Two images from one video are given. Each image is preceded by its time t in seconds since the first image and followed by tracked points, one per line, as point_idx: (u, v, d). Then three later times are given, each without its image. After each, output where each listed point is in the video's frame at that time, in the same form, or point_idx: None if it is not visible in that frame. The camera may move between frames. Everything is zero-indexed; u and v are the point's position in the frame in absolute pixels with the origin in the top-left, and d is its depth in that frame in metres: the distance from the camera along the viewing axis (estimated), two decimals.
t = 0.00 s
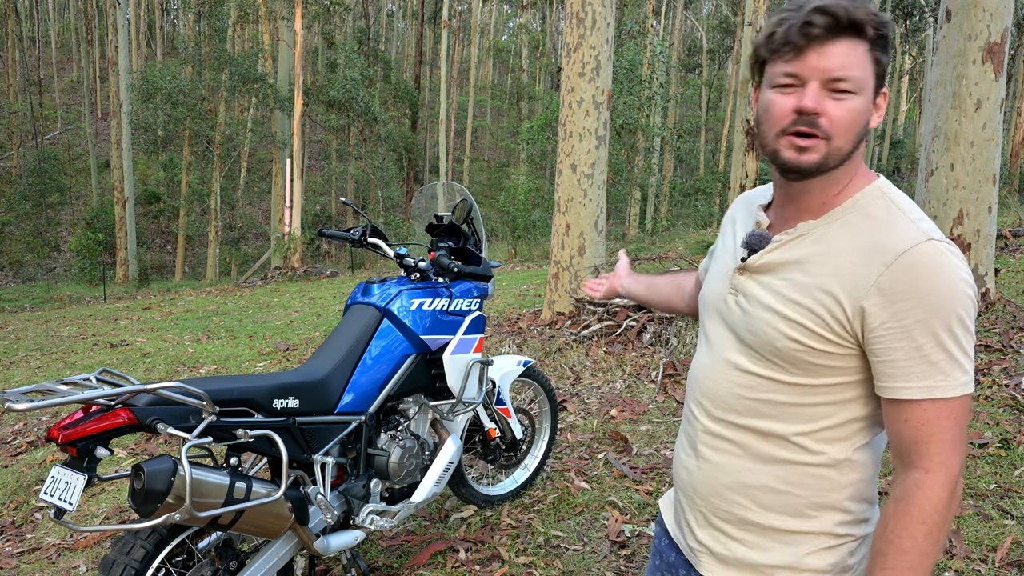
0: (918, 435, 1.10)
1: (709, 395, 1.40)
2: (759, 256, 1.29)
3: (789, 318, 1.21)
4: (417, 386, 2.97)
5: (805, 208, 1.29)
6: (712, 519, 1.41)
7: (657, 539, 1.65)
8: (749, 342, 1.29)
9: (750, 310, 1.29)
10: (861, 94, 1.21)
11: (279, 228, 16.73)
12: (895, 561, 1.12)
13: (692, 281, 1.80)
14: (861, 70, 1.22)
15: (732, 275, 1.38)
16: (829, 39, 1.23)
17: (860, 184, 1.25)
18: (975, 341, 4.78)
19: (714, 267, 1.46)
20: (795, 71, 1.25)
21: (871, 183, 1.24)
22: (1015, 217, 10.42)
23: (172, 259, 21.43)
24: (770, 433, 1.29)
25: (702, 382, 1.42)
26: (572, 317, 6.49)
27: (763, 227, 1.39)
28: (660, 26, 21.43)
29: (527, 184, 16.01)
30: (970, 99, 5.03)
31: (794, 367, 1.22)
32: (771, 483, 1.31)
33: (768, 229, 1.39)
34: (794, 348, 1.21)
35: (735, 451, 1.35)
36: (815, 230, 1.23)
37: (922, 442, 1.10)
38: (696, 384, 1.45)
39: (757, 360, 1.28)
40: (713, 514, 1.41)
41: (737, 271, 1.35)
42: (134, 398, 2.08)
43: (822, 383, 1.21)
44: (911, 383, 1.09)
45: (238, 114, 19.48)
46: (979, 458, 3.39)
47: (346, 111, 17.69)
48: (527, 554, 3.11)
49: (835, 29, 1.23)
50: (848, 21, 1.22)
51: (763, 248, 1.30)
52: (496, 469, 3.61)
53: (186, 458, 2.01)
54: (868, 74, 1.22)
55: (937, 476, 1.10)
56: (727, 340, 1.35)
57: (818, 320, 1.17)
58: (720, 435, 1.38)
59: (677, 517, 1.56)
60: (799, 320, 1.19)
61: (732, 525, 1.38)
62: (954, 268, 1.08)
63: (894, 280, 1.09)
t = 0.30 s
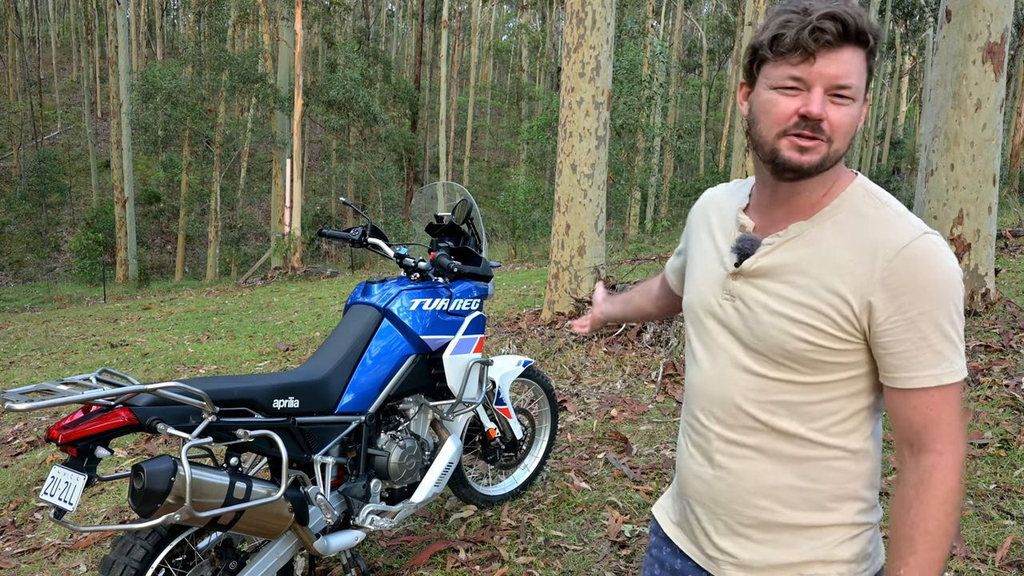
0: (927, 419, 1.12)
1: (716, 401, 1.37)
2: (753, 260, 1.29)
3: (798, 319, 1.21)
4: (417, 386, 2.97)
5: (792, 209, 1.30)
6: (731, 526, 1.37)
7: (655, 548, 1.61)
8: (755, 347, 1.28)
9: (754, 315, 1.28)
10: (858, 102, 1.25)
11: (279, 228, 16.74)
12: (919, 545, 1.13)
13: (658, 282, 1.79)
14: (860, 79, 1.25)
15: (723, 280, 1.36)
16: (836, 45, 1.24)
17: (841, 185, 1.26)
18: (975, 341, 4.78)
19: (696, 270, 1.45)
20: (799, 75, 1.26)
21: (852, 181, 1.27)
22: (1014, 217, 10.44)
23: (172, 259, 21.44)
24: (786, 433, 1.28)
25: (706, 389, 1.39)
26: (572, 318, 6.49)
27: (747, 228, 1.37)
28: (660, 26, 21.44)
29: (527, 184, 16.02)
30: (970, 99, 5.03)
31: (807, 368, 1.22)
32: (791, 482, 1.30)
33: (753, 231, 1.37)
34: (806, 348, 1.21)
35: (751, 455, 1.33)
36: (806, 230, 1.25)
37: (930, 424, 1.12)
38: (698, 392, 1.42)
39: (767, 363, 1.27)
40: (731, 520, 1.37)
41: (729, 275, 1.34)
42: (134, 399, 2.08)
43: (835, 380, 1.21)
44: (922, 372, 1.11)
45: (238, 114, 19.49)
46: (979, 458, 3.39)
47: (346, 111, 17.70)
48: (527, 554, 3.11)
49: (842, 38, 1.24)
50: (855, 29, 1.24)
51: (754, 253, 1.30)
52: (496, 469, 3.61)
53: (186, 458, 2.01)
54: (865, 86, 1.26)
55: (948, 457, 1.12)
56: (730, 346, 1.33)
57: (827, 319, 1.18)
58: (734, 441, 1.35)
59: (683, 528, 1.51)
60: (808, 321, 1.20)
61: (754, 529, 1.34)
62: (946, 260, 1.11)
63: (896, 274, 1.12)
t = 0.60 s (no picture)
0: (917, 393, 1.17)
1: (718, 387, 1.35)
2: (753, 247, 1.29)
3: (803, 300, 1.22)
4: (417, 386, 2.97)
5: (782, 196, 1.31)
6: (733, 509, 1.35)
7: (649, 539, 1.58)
8: (758, 330, 1.28)
9: (757, 300, 1.27)
10: (838, 93, 1.27)
11: (279, 228, 16.74)
12: (915, 512, 1.17)
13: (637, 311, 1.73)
14: (839, 73, 1.28)
15: (719, 269, 1.35)
16: (815, 40, 1.27)
17: (828, 174, 1.29)
18: (975, 341, 4.78)
19: (687, 259, 1.44)
20: (782, 68, 1.28)
21: (837, 170, 1.29)
22: (1014, 217, 10.43)
23: (172, 259, 21.43)
24: (789, 414, 1.28)
25: (705, 376, 1.37)
26: (572, 318, 6.50)
27: (739, 217, 1.37)
28: (660, 26, 21.44)
29: (527, 184, 16.01)
30: (970, 99, 5.04)
31: (809, 348, 1.24)
32: (794, 463, 1.29)
33: (745, 220, 1.37)
34: (810, 329, 1.22)
35: (754, 438, 1.31)
36: (802, 215, 1.26)
37: (922, 398, 1.17)
38: (695, 377, 1.39)
39: (771, 346, 1.27)
40: (733, 505, 1.35)
41: (727, 262, 1.34)
42: (134, 399, 2.08)
43: (836, 360, 1.24)
44: (917, 346, 1.16)
45: (238, 114, 19.49)
46: (979, 459, 3.38)
47: (346, 111, 17.70)
48: (527, 554, 3.11)
49: (822, 32, 1.27)
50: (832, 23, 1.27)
51: (754, 241, 1.30)
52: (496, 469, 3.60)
53: (186, 458, 2.01)
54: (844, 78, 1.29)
55: (938, 428, 1.17)
56: (733, 331, 1.32)
57: (828, 300, 1.20)
58: (737, 425, 1.33)
59: (676, 517, 1.48)
60: (813, 302, 1.21)
61: (756, 514, 1.33)
62: (936, 243, 1.17)
63: (892, 254, 1.16)
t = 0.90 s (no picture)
0: (906, 376, 1.19)
1: (715, 376, 1.35)
2: (748, 239, 1.30)
3: (800, 289, 1.23)
4: (417, 387, 2.97)
5: (778, 191, 1.32)
6: (730, 498, 1.35)
7: (650, 535, 1.57)
8: (755, 320, 1.28)
9: (752, 290, 1.28)
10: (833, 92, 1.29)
11: (279, 228, 16.73)
12: (903, 488, 1.17)
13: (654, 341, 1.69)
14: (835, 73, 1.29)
15: (715, 263, 1.35)
16: (813, 38, 1.28)
17: (819, 170, 1.31)
18: (975, 341, 4.78)
19: (683, 255, 1.43)
20: (782, 65, 1.29)
21: (828, 167, 1.31)
22: (1014, 217, 10.43)
23: (172, 259, 21.43)
24: (786, 402, 1.28)
25: (702, 364, 1.36)
26: (572, 317, 6.50)
27: (734, 212, 1.37)
28: (660, 26, 21.45)
29: (527, 184, 16.02)
30: (970, 99, 5.04)
31: (803, 336, 1.25)
32: (789, 450, 1.30)
33: (741, 214, 1.37)
34: (806, 317, 1.23)
35: (751, 427, 1.31)
36: (796, 210, 1.28)
37: (910, 380, 1.18)
38: (691, 367, 1.39)
39: (767, 334, 1.27)
40: (731, 493, 1.35)
41: (722, 255, 1.34)
42: (134, 398, 2.08)
43: (831, 346, 1.24)
44: (907, 332, 1.17)
45: (238, 114, 19.49)
46: (979, 459, 3.38)
47: (347, 111, 17.71)
48: (527, 554, 3.11)
49: (819, 32, 1.28)
50: (830, 22, 1.28)
51: (752, 233, 1.30)
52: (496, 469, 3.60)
53: (186, 458, 2.01)
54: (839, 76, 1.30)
55: (927, 407, 1.18)
56: (729, 320, 1.32)
57: (822, 288, 1.21)
58: (734, 413, 1.33)
59: (673, 509, 1.47)
60: (807, 290, 1.22)
61: (754, 501, 1.33)
62: (921, 234, 1.19)
63: (884, 243, 1.18)
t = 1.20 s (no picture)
0: (913, 372, 1.19)
1: (716, 369, 1.35)
2: (750, 237, 1.30)
3: (800, 285, 1.23)
4: (417, 387, 2.97)
5: (767, 193, 1.34)
6: (727, 489, 1.36)
7: (647, 523, 1.56)
8: (754, 315, 1.29)
9: (752, 286, 1.28)
10: (764, 82, 1.30)
11: (279, 228, 16.74)
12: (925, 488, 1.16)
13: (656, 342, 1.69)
14: (761, 63, 1.31)
15: (717, 260, 1.36)
16: (724, 46, 1.36)
17: (819, 172, 1.32)
18: (975, 341, 4.78)
19: (686, 256, 1.44)
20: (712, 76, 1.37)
21: (828, 169, 1.32)
22: (1014, 217, 10.44)
23: (172, 259, 21.43)
24: (784, 396, 1.29)
25: (704, 359, 1.37)
26: (572, 317, 6.50)
27: (734, 213, 1.38)
28: (660, 26, 21.45)
29: (527, 184, 16.02)
30: (970, 99, 5.04)
31: (802, 330, 1.25)
32: (787, 444, 1.30)
33: (742, 214, 1.38)
34: (804, 313, 1.24)
35: (750, 420, 1.32)
36: (796, 208, 1.28)
37: (919, 372, 1.19)
38: (694, 361, 1.39)
39: (767, 330, 1.28)
40: (728, 483, 1.35)
41: (724, 253, 1.35)
42: (134, 398, 2.08)
43: (829, 342, 1.25)
44: (905, 328, 1.18)
45: (238, 114, 19.50)
46: (979, 459, 3.38)
47: (347, 111, 17.71)
48: (527, 554, 3.11)
49: (728, 39, 1.36)
50: (763, 24, 1.34)
51: (751, 232, 1.31)
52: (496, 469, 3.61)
53: (186, 458, 2.01)
54: (778, 67, 1.31)
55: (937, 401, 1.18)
56: (730, 316, 1.33)
57: (820, 285, 1.22)
58: (733, 407, 1.34)
59: (673, 498, 1.47)
60: (806, 287, 1.23)
61: (748, 490, 1.33)
62: (917, 233, 1.20)
63: (881, 241, 1.19)
